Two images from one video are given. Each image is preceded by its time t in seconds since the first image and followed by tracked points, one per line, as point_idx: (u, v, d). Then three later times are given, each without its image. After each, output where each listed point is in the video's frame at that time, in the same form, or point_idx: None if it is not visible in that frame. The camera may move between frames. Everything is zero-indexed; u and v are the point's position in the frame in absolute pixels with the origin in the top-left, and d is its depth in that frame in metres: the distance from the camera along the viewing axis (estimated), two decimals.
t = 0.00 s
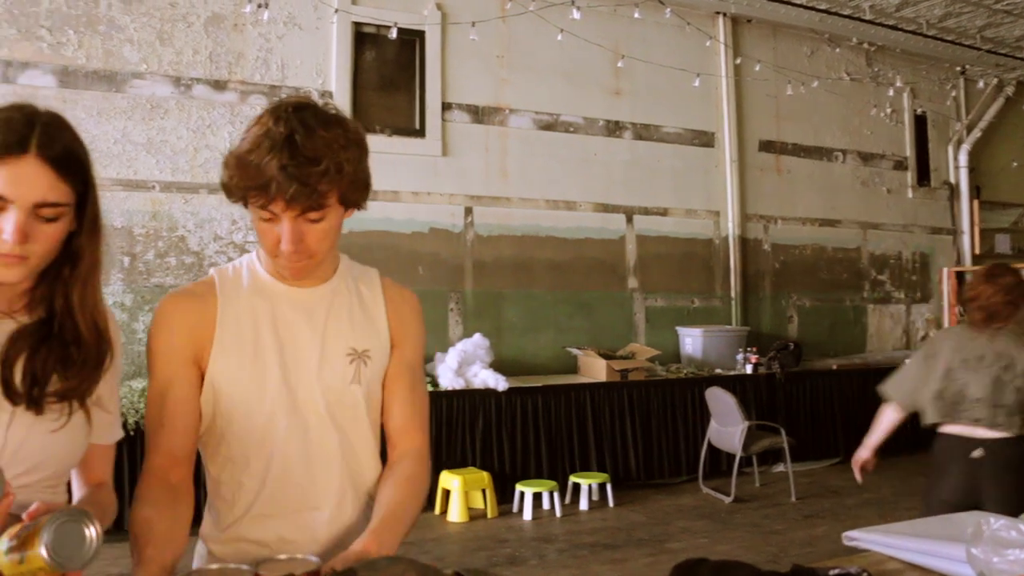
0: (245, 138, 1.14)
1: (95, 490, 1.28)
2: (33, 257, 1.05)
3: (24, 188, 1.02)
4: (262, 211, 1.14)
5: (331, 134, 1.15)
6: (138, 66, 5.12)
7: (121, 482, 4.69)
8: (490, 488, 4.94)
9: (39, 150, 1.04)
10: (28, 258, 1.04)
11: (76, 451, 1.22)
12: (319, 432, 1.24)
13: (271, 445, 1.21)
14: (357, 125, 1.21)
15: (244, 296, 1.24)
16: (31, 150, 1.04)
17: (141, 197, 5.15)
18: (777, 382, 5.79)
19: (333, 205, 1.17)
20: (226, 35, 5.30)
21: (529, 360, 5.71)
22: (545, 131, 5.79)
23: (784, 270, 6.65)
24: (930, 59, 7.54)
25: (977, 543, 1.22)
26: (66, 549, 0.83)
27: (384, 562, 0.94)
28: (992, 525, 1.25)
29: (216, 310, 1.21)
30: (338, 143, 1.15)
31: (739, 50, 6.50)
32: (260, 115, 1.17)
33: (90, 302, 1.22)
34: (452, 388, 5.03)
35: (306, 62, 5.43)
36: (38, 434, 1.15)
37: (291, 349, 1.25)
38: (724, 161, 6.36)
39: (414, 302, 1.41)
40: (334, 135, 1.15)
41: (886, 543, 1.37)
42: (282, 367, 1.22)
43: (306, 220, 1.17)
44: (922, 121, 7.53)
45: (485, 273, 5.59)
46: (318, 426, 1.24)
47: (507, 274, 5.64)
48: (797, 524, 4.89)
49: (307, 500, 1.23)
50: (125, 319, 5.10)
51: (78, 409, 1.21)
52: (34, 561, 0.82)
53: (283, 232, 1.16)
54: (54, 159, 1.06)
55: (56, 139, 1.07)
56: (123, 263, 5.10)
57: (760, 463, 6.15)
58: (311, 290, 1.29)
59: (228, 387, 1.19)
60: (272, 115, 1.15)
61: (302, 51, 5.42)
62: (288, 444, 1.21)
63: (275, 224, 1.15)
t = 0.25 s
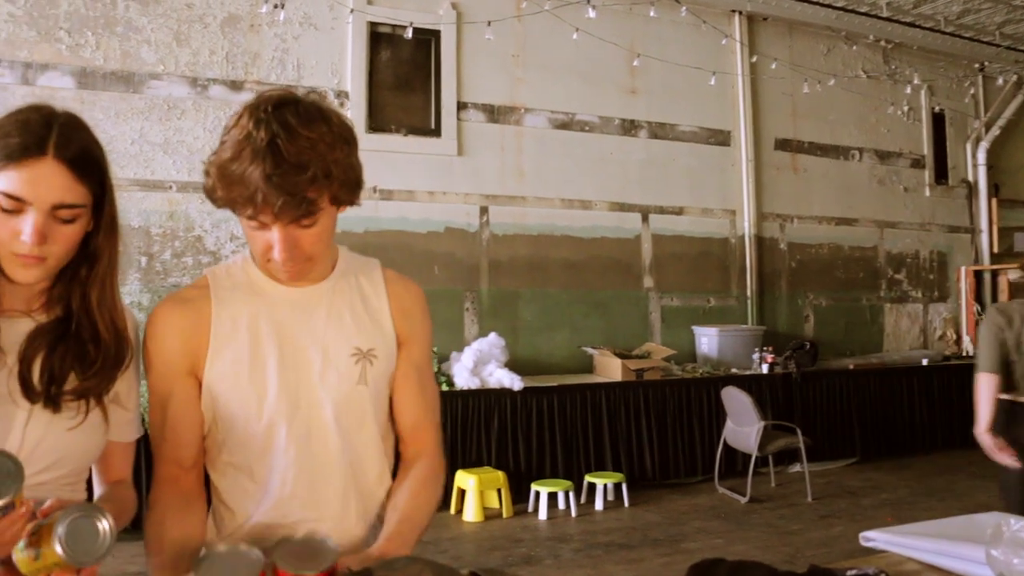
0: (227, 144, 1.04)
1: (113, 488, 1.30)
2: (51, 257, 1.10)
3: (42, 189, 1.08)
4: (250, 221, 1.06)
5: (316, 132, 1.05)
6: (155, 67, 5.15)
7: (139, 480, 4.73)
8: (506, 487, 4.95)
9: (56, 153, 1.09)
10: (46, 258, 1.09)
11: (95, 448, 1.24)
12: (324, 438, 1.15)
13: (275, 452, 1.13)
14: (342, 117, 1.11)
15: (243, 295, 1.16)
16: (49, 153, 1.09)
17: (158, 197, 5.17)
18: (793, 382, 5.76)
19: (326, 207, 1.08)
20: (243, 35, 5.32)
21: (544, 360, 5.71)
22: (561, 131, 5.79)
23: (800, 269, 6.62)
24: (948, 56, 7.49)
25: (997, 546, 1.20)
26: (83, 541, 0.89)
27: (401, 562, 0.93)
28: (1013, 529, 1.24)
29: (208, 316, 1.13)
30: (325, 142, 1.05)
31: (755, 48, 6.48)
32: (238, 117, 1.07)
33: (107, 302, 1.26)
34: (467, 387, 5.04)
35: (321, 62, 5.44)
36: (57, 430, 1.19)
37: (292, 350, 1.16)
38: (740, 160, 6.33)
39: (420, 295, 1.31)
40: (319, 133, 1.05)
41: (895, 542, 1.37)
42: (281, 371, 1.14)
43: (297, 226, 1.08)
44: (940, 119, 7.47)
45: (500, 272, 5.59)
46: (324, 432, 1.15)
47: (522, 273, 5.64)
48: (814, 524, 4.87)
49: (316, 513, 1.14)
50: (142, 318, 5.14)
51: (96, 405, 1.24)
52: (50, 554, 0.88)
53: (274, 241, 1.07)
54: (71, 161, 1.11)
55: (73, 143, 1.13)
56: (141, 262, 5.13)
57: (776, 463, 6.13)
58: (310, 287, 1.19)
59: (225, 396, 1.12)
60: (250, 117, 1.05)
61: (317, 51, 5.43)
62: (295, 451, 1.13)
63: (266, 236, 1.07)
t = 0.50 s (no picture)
0: (246, 149, 0.99)
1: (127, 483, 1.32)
2: (61, 255, 1.11)
3: (52, 189, 1.07)
4: (271, 232, 1.01)
5: (340, 140, 0.98)
6: (169, 69, 5.18)
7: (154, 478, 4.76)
8: (519, 487, 4.95)
9: (66, 152, 1.09)
10: (57, 257, 1.10)
11: (106, 442, 1.25)
12: (347, 441, 1.13)
13: (295, 455, 1.11)
14: (368, 120, 1.04)
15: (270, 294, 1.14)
16: (58, 152, 1.09)
17: (172, 197, 5.20)
18: (807, 382, 5.75)
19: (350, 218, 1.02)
20: (256, 36, 5.34)
21: (557, 359, 5.72)
22: (573, 130, 5.79)
23: (814, 268, 6.60)
24: (963, 54, 7.45)
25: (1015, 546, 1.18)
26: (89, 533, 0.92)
27: (413, 561, 0.89)
28: None
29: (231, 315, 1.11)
30: (350, 151, 0.99)
31: (768, 47, 6.46)
32: (260, 120, 1.01)
33: (113, 296, 1.27)
34: (480, 387, 5.05)
35: (334, 62, 5.45)
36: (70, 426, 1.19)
37: (317, 350, 1.14)
38: (753, 159, 6.32)
39: (450, 293, 1.28)
40: (343, 141, 0.99)
41: (911, 543, 1.37)
42: (304, 373, 1.12)
43: (321, 236, 1.04)
44: (955, 118, 7.44)
45: (513, 272, 5.60)
46: (348, 435, 1.13)
47: (535, 273, 5.64)
48: (827, 525, 4.85)
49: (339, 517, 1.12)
50: (156, 318, 5.16)
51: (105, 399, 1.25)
52: (67, 549, 0.92)
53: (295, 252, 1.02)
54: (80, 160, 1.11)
55: (81, 140, 1.12)
56: (155, 263, 5.16)
57: (790, 463, 6.11)
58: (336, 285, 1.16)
59: (247, 397, 1.10)
60: (271, 123, 0.98)
61: (330, 52, 5.45)
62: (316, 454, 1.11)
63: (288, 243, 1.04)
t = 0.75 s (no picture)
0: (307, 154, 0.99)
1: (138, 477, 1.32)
2: (64, 251, 1.10)
3: (52, 185, 1.07)
4: (326, 234, 1.01)
5: (397, 146, 0.98)
6: (184, 70, 5.21)
7: (171, 478, 4.79)
8: (533, 487, 4.95)
9: (65, 147, 1.08)
10: (58, 252, 1.09)
11: (115, 436, 1.25)
12: (393, 442, 1.12)
13: (340, 451, 1.11)
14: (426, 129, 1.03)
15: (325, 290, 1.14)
16: (56, 148, 1.08)
17: (188, 198, 5.22)
18: (822, 382, 5.72)
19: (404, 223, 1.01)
20: (271, 38, 5.37)
21: (572, 359, 5.71)
22: (588, 130, 5.78)
23: (829, 268, 6.57)
24: (980, 52, 7.40)
25: None
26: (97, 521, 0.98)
27: (428, 562, 0.86)
28: None
29: (286, 308, 1.12)
30: (408, 156, 0.98)
31: (783, 46, 6.44)
32: (321, 122, 1.01)
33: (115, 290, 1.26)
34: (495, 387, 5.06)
35: (348, 64, 5.47)
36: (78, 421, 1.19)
37: (369, 348, 1.13)
38: (768, 158, 6.30)
39: (510, 300, 1.26)
40: (400, 148, 0.98)
41: (938, 547, 1.24)
42: (355, 369, 1.11)
43: (376, 240, 1.02)
44: (972, 116, 7.39)
45: (528, 272, 5.60)
46: (393, 436, 1.12)
47: (549, 274, 5.64)
48: (843, 526, 4.82)
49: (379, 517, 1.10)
50: (172, 318, 5.19)
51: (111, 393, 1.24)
52: (79, 542, 0.97)
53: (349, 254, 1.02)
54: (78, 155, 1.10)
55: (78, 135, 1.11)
56: (171, 263, 5.18)
57: (805, 464, 6.08)
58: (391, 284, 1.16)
59: (297, 390, 1.11)
60: (331, 127, 0.98)
61: (345, 54, 5.46)
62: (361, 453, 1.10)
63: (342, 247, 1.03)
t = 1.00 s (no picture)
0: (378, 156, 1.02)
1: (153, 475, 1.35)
2: (55, 245, 1.09)
3: (35, 179, 1.06)
4: (391, 235, 1.05)
5: (467, 153, 1.01)
6: (200, 72, 5.23)
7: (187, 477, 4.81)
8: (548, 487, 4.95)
9: (48, 141, 1.08)
10: (51, 248, 1.08)
11: (128, 435, 1.25)
12: (439, 444, 1.15)
13: (387, 447, 1.14)
14: (496, 136, 1.06)
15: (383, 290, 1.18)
16: (40, 142, 1.07)
17: (204, 199, 5.24)
18: (838, 382, 5.69)
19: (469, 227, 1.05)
20: (286, 39, 5.38)
21: (586, 359, 5.71)
22: (602, 130, 5.78)
23: (845, 267, 6.54)
24: (998, 50, 7.34)
25: None
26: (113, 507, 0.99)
27: (445, 562, 0.89)
28: None
29: (347, 305, 1.16)
30: (477, 164, 1.01)
31: (798, 45, 6.42)
32: (393, 125, 1.05)
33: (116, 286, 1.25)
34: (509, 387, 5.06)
35: (363, 64, 5.49)
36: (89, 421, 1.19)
37: (421, 350, 1.16)
38: (783, 157, 6.27)
39: (567, 314, 1.29)
40: (471, 154, 1.01)
41: (957, 548, 1.25)
42: (409, 370, 1.15)
43: (440, 244, 1.05)
44: (989, 114, 7.33)
45: (543, 272, 5.60)
46: (440, 438, 1.15)
47: (564, 274, 5.64)
48: (859, 527, 4.79)
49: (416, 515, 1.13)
50: (188, 318, 5.21)
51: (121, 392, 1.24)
52: (93, 528, 0.96)
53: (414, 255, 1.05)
54: (63, 149, 1.10)
55: (67, 131, 1.11)
56: (187, 264, 5.21)
57: (821, 464, 6.05)
58: (449, 288, 1.19)
59: (351, 385, 1.14)
60: (404, 130, 1.02)
61: (359, 54, 5.48)
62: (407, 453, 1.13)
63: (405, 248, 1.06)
